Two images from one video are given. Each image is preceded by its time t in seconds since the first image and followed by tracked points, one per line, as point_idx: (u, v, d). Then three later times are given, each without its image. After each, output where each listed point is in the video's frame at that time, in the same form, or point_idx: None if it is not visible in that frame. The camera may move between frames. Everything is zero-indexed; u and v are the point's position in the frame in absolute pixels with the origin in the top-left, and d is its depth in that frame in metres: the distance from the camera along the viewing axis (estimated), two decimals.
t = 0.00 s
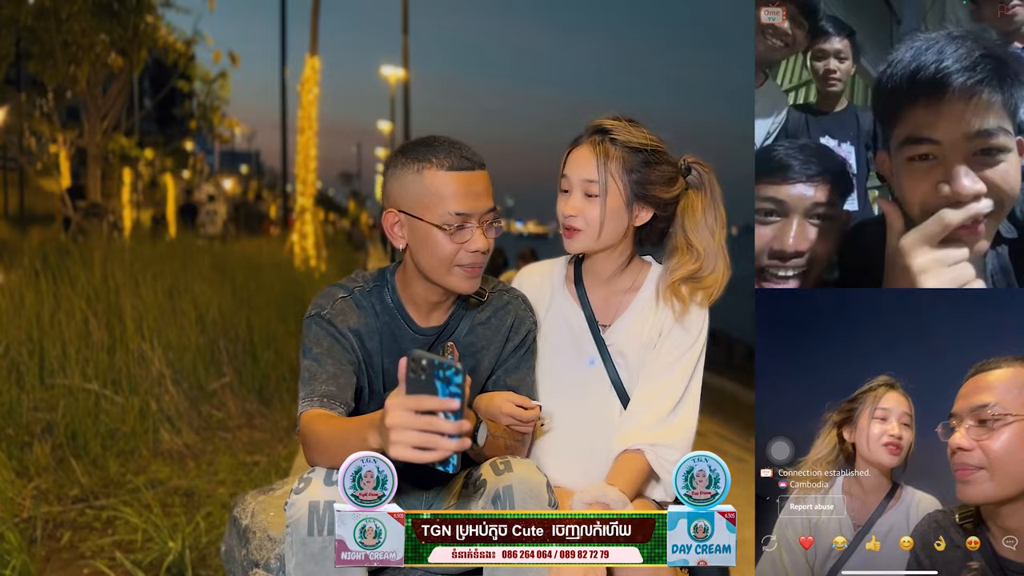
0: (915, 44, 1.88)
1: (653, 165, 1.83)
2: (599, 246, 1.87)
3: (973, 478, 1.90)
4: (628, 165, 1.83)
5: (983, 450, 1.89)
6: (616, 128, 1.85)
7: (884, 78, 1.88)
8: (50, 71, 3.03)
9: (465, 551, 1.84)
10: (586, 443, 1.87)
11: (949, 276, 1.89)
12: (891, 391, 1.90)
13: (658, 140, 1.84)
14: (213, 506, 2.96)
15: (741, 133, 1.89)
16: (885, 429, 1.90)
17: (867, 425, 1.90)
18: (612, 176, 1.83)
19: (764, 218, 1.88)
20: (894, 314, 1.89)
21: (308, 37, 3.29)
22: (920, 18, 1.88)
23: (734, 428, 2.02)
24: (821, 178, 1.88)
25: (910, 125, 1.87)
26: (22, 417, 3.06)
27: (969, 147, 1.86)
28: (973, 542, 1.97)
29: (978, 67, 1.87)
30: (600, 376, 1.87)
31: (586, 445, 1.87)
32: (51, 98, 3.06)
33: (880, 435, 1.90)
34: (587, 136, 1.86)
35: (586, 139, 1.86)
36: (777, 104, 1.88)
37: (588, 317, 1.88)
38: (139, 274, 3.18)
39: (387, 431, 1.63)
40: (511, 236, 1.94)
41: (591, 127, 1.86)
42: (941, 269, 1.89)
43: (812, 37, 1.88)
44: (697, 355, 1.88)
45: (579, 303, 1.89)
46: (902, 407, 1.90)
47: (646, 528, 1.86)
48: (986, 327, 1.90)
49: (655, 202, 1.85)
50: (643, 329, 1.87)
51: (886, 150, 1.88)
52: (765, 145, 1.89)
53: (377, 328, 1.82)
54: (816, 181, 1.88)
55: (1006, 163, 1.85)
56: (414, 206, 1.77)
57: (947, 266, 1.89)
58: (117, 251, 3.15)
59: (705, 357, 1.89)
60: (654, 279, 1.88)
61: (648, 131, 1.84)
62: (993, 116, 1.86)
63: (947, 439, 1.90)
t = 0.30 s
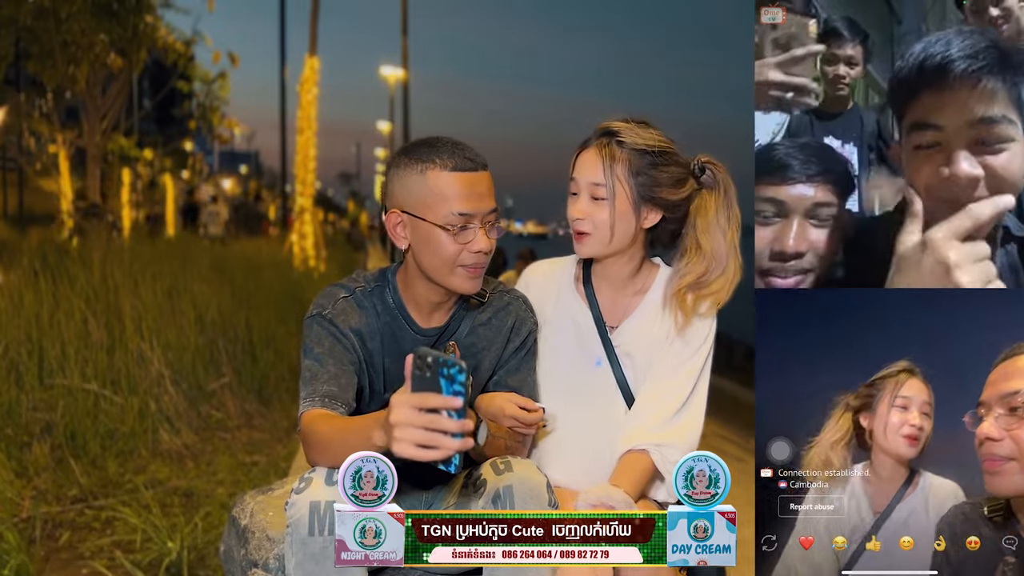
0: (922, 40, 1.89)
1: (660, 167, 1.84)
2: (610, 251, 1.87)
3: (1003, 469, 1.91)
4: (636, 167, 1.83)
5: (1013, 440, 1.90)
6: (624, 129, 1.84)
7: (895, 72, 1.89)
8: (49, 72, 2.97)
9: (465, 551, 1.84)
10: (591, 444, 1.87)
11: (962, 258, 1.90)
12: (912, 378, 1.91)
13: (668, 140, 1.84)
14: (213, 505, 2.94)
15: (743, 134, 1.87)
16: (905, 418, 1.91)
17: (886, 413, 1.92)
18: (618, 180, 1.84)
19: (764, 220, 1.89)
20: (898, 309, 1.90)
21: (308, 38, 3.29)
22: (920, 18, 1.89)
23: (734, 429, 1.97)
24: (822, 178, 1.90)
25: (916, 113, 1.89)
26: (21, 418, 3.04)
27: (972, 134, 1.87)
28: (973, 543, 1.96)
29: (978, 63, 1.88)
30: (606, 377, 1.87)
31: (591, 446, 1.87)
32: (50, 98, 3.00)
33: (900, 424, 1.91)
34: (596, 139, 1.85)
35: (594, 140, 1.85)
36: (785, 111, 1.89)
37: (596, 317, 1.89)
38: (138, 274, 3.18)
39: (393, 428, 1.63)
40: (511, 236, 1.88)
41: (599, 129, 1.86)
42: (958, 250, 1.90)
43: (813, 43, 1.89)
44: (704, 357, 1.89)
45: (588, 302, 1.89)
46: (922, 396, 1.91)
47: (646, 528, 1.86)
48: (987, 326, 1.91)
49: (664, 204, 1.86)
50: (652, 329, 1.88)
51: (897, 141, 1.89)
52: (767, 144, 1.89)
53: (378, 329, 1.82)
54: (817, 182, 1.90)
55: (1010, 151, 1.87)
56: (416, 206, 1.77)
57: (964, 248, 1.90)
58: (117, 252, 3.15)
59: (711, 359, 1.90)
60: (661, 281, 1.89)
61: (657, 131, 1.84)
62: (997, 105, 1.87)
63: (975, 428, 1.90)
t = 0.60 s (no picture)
0: (916, 42, 1.93)
1: (663, 169, 1.84)
2: (608, 252, 1.83)
3: (988, 475, 1.92)
4: (640, 169, 1.82)
5: (996, 448, 1.92)
6: (630, 128, 1.85)
7: (887, 74, 1.94)
8: (49, 70, 3.08)
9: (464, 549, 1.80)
10: (590, 446, 1.82)
11: (962, 261, 1.94)
12: (896, 388, 1.96)
13: (673, 143, 1.88)
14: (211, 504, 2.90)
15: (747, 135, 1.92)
16: (892, 427, 1.95)
17: (872, 423, 1.96)
18: (620, 181, 1.81)
19: (766, 219, 1.96)
20: (891, 313, 1.96)
21: (307, 37, 3.30)
22: (920, 18, 1.92)
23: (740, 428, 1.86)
24: (824, 178, 1.95)
25: (909, 113, 1.93)
26: (21, 417, 2.85)
27: (961, 135, 1.92)
28: (973, 543, 1.98)
29: (972, 64, 1.91)
30: (604, 377, 1.83)
31: (591, 448, 1.82)
32: (50, 97, 3.11)
33: (887, 433, 1.95)
34: (600, 139, 1.87)
35: (599, 140, 1.86)
36: (812, 115, 1.94)
37: (594, 317, 1.85)
38: (137, 273, 3.13)
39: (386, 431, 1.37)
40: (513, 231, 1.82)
41: (604, 130, 1.87)
42: (957, 253, 1.93)
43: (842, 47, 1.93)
44: (704, 356, 1.83)
45: (586, 302, 1.87)
46: (907, 405, 1.95)
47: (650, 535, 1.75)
48: (982, 325, 1.94)
49: (667, 208, 1.86)
50: (651, 330, 1.83)
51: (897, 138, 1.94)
52: (769, 144, 1.94)
53: (377, 329, 1.68)
54: (820, 182, 1.95)
55: (1000, 153, 1.90)
56: (415, 205, 1.65)
57: (964, 252, 1.93)
58: (115, 251, 3.14)
59: (712, 359, 1.85)
60: (663, 279, 1.88)
61: (663, 133, 1.88)
62: (991, 105, 1.91)
63: (961, 436, 1.94)
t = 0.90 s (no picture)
0: (914, 44, 1.93)
1: (663, 168, 1.84)
2: (610, 251, 1.84)
3: (986, 477, 1.93)
4: (639, 168, 1.82)
5: (993, 450, 1.92)
6: (628, 128, 1.86)
7: (886, 76, 1.94)
8: (49, 70, 3.10)
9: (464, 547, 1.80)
10: (589, 446, 1.82)
11: (968, 267, 1.95)
12: (892, 394, 1.96)
13: (672, 142, 1.88)
14: (211, 503, 2.93)
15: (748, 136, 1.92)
16: (887, 431, 1.96)
17: (868, 427, 1.96)
18: (620, 180, 1.82)
19: (770, 217, 1.96)
20: (890, 314, 1.96)
21: (307, 37, 3.31)
22: (920, 17, 1.93)
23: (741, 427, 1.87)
24: (827, 177, 1.94)
25: (909, 117, 1.93)
26: (20, 415, 2.87)
27: (960, 137, 1.92)
28: (973, 543, 1.97)
29: (971, 66, 1.92)
30: (603, 378, 1.83)
31: (589, 447, 1.82)
32: (50, 97, 3.11)
33: (882, 437, 1.96)
34: (598, 139, 1.87)
35: (598, 140, 1.87)
36: (825, 128, 1.93)
37: (593, 320, 1.85)
38: (137, 272, 3.13)
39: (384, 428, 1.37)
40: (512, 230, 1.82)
41: (602, 130, 1.87)
42: (962, 259, 1.94)
43: (857, 60, 1.93)
44: (704, 356, 1.83)
45: (585, 303, 1.86)
46: (903, 410, 1.96)
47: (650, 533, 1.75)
48: (981, 325, 1.94)
49: (667, 206, 1.86)
50: (650, 330, 1.83)
51: (897, 142, 1.94)
52: (771, 144, 1.93)
53: (375, 328, 1.68)
54: (823, 180, 1.94)
55: (998, 154, 1.92)
56: (412, 204, 1.65)
57: (967, 257, 1.94)
58: (115, 250, 3.13)
59: (712, 358, 1.85)
60: (662, 278, 1.88)
61: (662, 132, 1.88)
62: (990, 107, 1.91)
63: (958, 439, 1.94)
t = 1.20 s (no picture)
0: (915, 44, 1.94)
1: (661, 168, 1.84)
2: (610, 251, 1.84)
3: (986, 478, 1.93)
4: (637, 168, 1.82)
5: (994, 450, 1.92)
6: (626, 127, 1.86)
7: (887, 76, 1.95)
8: (49, 67, 3.12)
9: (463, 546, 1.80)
10: (589, 445, 1.82)
11: (974, 274, 1.95)
12: (889, 395, 1.96)
13: (670, 139, 1.88)
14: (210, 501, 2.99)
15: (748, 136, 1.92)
16: (885, 433, 1.96)
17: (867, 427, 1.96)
18: (620, 180, 1.81)
19: (771, 217, 1.96)
20: (890, 314, 1.96)
21: (309, 35, 3.30)
22: (920, 18, 1.94)
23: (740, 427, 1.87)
24: (829, 177, 1.94)
25: (913, 116, 1.94)
26: (20, 414, 2.88)
27: (964, 138, 1.92)
28: (973, 543, 1.98)
29: (972, 66, 1.92)
30: (603, 378, 1.83)
31: (588, 446, 1.82)
32: (50, 96, 3.12)
33: (881, 438, 1.96)
34: (596, 139, 1.87)
35: (595, 139, 1.86)
36: (830, 132, 1.93)
37: (592, 320, 1.85)
38: (137, 270, 3.12)
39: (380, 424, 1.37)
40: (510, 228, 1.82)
41: (599, 130, 1.88)
42: (967, 265, 1.95)
43: (861, 64, 1.93)
44: (704, 356, 1.83)
45: (584, 303, 1.86)
46: (900, 413, 1.96)
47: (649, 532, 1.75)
48: (982, 324, 1.95)
49: (666, 205, 1.86)
50: (649, 329, 1.83)
51: (898, 139, 1.94)
52: (772, 143, 1.93)
53: (372, 326, 1.68)
54: (825, 180, 1.94)
55: (1001, 154, 1.92)
56: (407, 200, 1.65)
57: (972, 263, 1.94)
58: (116, 249, 3.11)
59: (712, 357, 1.85)
60: (661, 277, 1.88)
61: (659, 131, 1.88)
62: (991, 108, 1.92)
63: (958, 439, 1.94)
